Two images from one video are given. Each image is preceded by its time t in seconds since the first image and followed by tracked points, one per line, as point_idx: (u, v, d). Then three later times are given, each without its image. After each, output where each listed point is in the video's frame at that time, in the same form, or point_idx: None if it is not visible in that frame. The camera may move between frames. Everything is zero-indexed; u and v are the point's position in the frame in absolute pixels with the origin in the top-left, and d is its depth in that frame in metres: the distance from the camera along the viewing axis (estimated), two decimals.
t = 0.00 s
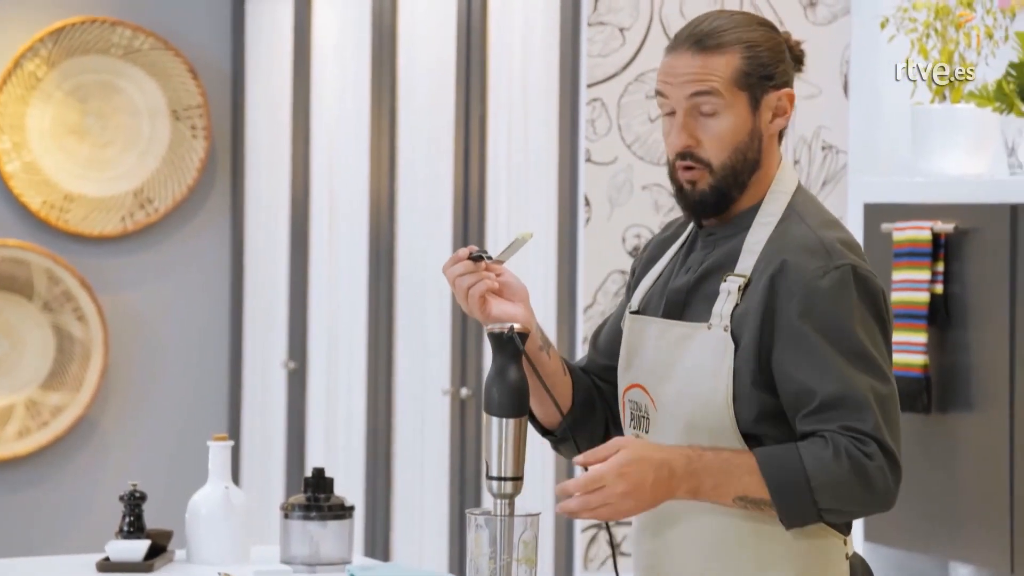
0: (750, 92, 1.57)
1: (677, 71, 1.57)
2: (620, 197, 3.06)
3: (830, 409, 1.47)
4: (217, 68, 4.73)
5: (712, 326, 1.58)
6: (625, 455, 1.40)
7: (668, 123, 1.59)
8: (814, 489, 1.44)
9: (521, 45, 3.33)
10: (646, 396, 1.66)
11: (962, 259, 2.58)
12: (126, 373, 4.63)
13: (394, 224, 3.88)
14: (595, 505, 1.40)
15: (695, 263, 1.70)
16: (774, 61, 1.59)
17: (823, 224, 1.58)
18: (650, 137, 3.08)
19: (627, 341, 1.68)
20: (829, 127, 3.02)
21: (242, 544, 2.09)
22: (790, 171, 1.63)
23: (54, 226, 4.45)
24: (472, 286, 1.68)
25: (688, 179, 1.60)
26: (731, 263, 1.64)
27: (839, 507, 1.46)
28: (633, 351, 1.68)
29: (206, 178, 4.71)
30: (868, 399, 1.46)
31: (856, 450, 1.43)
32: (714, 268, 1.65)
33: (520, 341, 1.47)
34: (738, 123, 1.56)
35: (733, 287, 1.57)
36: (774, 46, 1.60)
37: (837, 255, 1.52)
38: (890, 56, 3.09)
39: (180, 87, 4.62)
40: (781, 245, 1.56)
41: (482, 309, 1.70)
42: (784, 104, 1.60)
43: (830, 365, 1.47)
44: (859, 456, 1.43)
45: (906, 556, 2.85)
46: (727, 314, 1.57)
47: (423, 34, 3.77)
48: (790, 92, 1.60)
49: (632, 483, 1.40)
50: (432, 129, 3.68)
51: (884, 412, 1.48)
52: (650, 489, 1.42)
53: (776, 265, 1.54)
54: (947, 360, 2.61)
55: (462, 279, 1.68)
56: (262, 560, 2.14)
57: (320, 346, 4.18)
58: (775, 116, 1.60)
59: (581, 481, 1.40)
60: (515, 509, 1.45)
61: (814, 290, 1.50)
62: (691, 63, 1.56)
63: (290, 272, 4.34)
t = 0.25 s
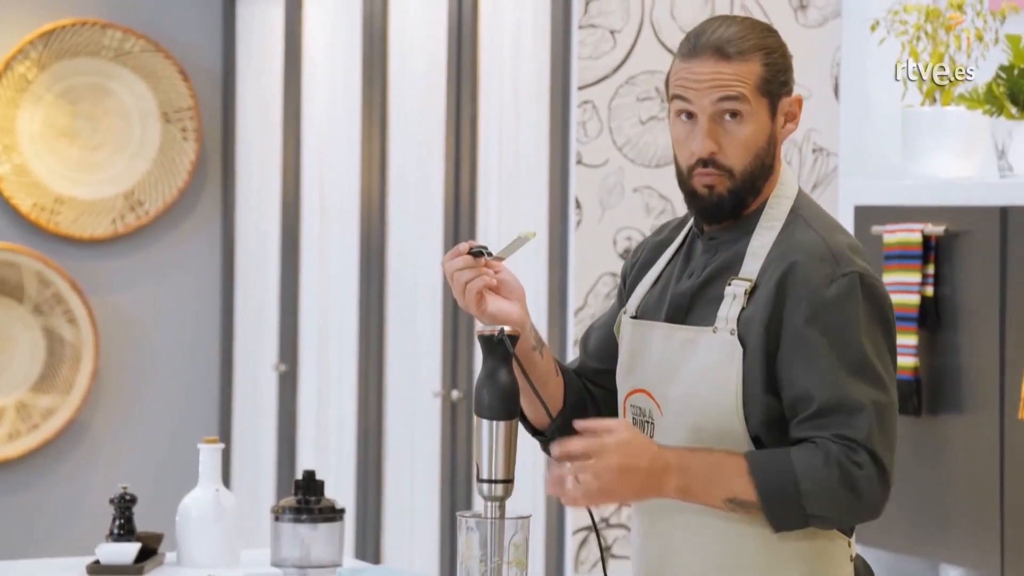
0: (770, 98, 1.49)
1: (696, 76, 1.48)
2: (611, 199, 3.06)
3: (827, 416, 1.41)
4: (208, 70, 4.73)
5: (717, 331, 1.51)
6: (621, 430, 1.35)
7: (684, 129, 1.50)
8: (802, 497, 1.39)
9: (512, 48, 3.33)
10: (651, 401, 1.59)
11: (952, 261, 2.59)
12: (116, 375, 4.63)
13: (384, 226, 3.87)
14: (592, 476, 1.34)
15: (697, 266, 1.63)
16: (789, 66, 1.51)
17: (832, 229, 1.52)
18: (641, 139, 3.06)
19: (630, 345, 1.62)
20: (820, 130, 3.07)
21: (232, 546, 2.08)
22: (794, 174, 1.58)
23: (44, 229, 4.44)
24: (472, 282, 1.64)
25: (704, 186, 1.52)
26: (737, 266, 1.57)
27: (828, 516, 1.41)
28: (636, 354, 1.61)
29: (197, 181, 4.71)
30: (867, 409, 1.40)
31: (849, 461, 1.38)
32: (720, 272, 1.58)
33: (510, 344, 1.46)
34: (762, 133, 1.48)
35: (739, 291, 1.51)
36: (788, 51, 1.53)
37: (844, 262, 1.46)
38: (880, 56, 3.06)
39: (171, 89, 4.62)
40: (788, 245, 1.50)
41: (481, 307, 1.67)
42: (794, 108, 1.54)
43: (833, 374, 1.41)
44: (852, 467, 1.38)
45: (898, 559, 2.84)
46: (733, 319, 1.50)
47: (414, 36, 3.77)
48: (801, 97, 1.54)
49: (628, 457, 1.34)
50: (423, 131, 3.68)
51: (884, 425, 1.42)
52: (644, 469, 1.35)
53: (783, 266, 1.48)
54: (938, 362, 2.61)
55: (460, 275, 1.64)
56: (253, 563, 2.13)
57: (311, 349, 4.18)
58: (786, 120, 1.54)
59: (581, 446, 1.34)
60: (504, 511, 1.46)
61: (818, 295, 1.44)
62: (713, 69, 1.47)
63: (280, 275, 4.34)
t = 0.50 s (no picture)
0: (776, 108, 1.56)
1: (706, 82, 1.55)
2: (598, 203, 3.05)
3: (820, 421, 1.50)
4: (194, 73, 4.72)
5: (724, 334, 1.58)
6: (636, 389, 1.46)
7: (691, 133, 1.57)
8: (786, 497, 1.49)
9: (500, 51, 3.33)
10: (654, 403, 1.67)
11: (939, 265, 2.59)
12: (103, 379, 4.62)
13: (372, 229, 3.87)
14: (597, 414, 1.44)
15: (698, 272, 1.69)
16: (797, 78, 1.58)
17: (836, 239, 1.59)
18: (628, 143, 3.06)
19: (633, 347, 1.70)
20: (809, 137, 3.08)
21: (218, 549, 2.07)
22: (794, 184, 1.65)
23: (31, 232, 4.44)
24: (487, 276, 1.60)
25: (707, 190, 1.59)
26: (742, 271, 1.63)
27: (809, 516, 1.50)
28: (640, 355, 1.69)
29: (184, 184, 4.70)
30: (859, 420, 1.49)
31: (836, 468, 1.47)
32: (724, 277, 1.65)
33: (498, 347, 1.46)
34: (766, 140, 1.55)
35: (746, 296, 1.58)
36: (795, 62, 1.60)
37: (849, 276, 1.54)
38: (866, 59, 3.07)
39: (158, 93, 4.61)
40: (796, 253, 1.57)
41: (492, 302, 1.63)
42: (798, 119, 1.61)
43: (833, 382, 1.49)
44: (839, 473, 1.47)
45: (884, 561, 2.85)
46: (741, 322, 1.57)
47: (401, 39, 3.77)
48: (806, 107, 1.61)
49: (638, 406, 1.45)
50: (410, 135, 3.68)
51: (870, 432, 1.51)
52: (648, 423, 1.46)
53: (790, 272, 1.56)
54: (924, 365, 2.61)
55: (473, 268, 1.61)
56: (240, 566, 2.13)
57: (298, 352, 4.17)
58: (791, 130, 1.61)
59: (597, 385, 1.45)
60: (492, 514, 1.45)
61: (824, 304, 1.52)
62: (724, 78, 1.54)
63: (268, 278, 4.34)
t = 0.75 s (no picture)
0: (749, 114, 1.52)
1: (678, 92, 1.51)
2: (586, 203, 3.02)
3: (853, 424, 1.48)
4: (183, 74, 4.72)
5: (722, 340, 1.54)
6: (669, 447, 1.41)
7: (664, 142, 1.53)
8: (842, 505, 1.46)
9: (488, 52, 3.33)
10: (651, 408, 1.61)
11: (927, 267, 2.59)
12: (92, 380, 4.62)
13: (360, 231, 3.88)
14: (636, 491, 1.42)
15: (686, 278, 1.64)
16: (770, 85, 1.55)
17: (822, 240, 1.58)
18: (616, 145, 3.06)
19: (622, 356, 1.64)
20: (796, 136, 3.14)
21: (206, 551, 2.06)
22: (772, 190, 1.62)
23: (19, 233, 4.43)
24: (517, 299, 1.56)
25: (684, 201, 1.54)
26: (733, 276, 1.59)
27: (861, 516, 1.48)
28: (633, 361, 1.64)
29: (172, 186, 4.70)
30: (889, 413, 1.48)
31: (885, 466, 1.45)
32: (715, 281, 1.60)
33: (486, 349, 1.46)
34: (741, 146, 1.51)
35: (743, 301, 1.54)
36: (767, 68, 1.56)
37: (849, 274, 1.53)
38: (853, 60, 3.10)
39: (146, 95, 4.61)
40: (788, 264, 1.54)
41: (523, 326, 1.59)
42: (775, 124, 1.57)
43: (854, 381, 1.48)
44: (889, 469, 1.46)
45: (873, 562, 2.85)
46: (738, 328, 1.54)
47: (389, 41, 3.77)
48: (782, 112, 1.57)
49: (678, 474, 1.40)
50: (398, 136, 3.68)
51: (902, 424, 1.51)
52: (691, 482, 1.42)
53: (790, 283, 1.53)
54: (913, 367, 2.62)
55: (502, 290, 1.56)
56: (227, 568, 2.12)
57: (286, 353, 4.17)
58: (767, 136, 1.56)
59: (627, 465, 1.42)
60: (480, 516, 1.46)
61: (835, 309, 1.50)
62: (696, 85, 1.51)
63: (257, 280, 4.33)
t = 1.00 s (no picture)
0: (721, 130, 1.53)
1: (646, 119, 1.51)
2: (573, 204, 3.03)
3: (841, 412, 1.50)
4: (170, 75, 4.71)
5: (738, 340, 1.57)
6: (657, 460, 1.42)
7: (642, 165, 1.54)
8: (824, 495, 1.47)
9: (476, 53, 3.33)
10: (672, 413, 1.63)
11: (913, 268, 2.59)
12: (78, 382, 4.61)
13: (347, 233, 3.87)
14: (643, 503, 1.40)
15: (687, 283, 1.65)
16: (737, 94, 1.55)
17: (819, 237, 1.60)
18: (602, 146, 3.04)
19: (632, 366, 1.65)
20: (782, 137, 3.15)
21: (193, 553, 2.04)
22: (761, 190, 1.64)
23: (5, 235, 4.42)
24: (515, 352, 1.55)
25: (667, 217, 1.55)
26: (734, 280, 1.61)
27: (842, 510, 1.49)
28: (651, 365, 1.64)
29: (159, 188, 4.69)
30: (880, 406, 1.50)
31: (866, 456, 1.48)
32: (716, 287, 1.61)
33: (473, 351, 1.46)
34: (715, 163, 1.52)
35: (752, 300, 1.57)
36: (733, 77, 1.56)
37: (847, 269, 1.56)
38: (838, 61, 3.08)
39: (133, 96, 4.60)
40: (788, 257, 1.57)
41: (526, 377, 1.58)
42: (748, 129, 1.57)
43: (847, 370, 1.50)
44: (868, 461, 1.48)
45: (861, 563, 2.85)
46: (753, 326, 1.56)
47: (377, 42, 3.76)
48: (753, 117, 1.57)
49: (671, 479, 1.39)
50: (386, 137, 3.68)
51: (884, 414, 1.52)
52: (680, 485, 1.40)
53: (794, 275, 1.55)
54: (899, 368, 2.62)
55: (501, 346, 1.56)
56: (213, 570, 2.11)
57: (274, 355, 4.17)
58: (741, 143, 1.57)
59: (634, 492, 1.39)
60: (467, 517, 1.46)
61: (836, 300, 1.52)
62: (664, 112, 1.51)
63: (244, 282, 4.32)
